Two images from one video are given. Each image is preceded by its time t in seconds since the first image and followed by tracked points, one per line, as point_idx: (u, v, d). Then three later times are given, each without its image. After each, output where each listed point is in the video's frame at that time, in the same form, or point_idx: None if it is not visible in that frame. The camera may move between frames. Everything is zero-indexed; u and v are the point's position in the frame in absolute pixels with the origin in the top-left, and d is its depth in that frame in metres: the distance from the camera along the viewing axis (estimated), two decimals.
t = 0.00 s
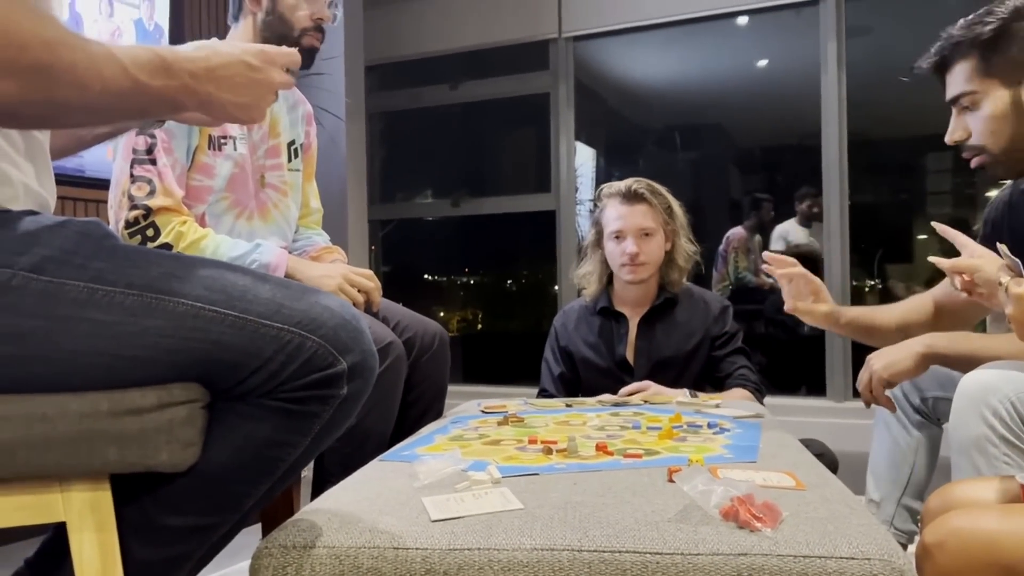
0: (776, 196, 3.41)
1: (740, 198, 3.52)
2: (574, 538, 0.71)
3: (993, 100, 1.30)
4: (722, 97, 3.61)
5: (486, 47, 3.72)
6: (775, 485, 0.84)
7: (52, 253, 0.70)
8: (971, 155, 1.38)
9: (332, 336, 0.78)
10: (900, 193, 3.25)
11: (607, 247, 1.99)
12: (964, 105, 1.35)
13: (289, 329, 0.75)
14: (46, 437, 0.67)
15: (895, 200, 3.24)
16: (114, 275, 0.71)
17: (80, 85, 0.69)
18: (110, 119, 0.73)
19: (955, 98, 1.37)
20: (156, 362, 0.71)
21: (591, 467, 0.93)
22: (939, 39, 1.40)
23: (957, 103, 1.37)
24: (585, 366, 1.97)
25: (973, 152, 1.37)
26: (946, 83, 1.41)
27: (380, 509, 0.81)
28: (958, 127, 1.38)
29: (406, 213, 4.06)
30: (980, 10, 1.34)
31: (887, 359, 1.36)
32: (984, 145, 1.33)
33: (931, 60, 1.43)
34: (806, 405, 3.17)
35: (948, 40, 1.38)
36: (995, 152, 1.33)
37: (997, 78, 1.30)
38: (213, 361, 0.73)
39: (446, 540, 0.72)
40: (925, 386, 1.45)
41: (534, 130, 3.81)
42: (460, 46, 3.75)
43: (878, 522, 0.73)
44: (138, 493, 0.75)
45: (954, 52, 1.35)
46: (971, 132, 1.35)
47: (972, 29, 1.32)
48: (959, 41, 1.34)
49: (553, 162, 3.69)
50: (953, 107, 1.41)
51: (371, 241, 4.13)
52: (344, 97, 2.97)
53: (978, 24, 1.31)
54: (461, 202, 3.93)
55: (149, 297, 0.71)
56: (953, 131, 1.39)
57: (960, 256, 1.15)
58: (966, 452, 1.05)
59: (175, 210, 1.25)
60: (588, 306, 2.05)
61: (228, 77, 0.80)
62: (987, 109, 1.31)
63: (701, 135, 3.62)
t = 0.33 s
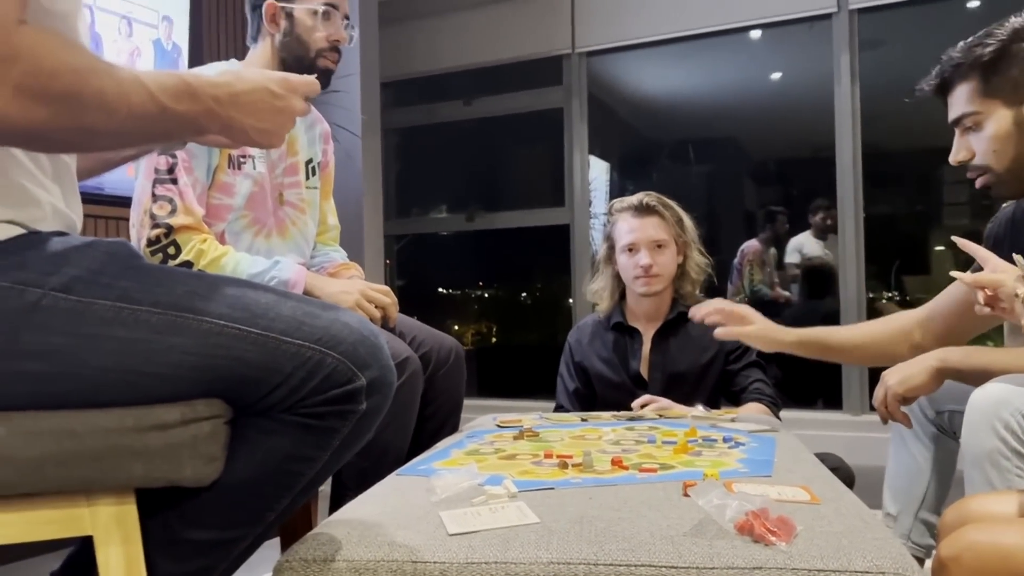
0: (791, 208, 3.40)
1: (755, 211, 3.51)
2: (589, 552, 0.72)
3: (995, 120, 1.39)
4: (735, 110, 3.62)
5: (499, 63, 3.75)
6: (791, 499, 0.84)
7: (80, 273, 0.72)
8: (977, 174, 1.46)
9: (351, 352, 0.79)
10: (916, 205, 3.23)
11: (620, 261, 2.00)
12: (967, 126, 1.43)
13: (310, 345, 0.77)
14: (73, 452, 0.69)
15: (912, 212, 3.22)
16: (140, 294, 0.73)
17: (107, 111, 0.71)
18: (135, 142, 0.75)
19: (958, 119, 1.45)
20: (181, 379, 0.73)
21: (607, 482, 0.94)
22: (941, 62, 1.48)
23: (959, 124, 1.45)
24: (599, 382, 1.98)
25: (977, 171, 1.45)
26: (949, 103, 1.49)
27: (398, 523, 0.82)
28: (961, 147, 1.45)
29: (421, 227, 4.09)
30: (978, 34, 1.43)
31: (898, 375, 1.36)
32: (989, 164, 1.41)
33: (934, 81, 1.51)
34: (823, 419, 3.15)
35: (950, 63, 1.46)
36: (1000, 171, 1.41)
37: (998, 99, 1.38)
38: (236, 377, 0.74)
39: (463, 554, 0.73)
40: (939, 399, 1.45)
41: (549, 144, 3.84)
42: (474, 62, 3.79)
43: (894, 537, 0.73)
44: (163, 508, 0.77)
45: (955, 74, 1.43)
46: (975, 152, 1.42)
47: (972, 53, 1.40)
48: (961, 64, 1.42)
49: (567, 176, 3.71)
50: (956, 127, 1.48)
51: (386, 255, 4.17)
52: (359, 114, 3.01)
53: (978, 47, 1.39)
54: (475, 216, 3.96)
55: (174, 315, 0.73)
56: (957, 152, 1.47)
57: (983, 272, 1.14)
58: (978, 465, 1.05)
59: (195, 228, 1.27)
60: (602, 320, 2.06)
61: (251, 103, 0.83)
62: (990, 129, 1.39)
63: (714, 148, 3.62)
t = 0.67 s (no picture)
0: (814, 224, 3.39)
1: (778, 226, 3.50)
2: (614, 569, 0.72)
3: (1017, 136, 1.41)
4: (756, 126, 3.62)
5: (521, 82, 3.79)
6: (815, 517, 0.84)
7: (118, 294, 0.74)
8: (993, 192, 1.49)
9: (380, 371, 0.81)
10: (941, 220, 3.20)
11: (640, 278, 2.01)
12: (987, 142, 1.46)
13: (340, 365, 0.79)
14: (111, 469, 0.71)
15: (938, 226, 3.19)
16: (176, 314, 0.75)
17: (145, 138, 0.74)
18: (171, 167, 0.78)
19: (977, 134, 1.47)
20: (215, 398, 0.75)
21: (632, 499, 0.95)
22: (959, 79, 1.51)
23: (978, 140, 1.48)
24: (621, 401, 1.98)
25: (995, 188, 1.48)
26: (965, 121, 1.53)
27: (425, 539, 0.83)
28: (978, 164, 1.48)
29: (443, 244, 4.14)
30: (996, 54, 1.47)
31: (923, 397, 1.42)
32: (1008, 181, 1.44)
33: (950, 98, 1.54)
34: (849, 436, 3.11)
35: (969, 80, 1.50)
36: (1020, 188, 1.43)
37: (1020, 116, 1.41)
38: (270, 395, 0.76)
39: (490, 570, 0.74)
40: (966, 417, 1.44)
41: (570, 162, 3.86)
42: (496, 82, 3.84)
43: (919, 554, 0.73)
44: (197, 524, 0.79)
45: (975, 91, 1.47)
46: (993, 168, 1.45)
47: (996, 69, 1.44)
48: (983, 80, 1.45)
49: (589, 193, 3.73)
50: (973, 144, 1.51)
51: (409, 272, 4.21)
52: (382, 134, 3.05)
53: (1002, 64, 1.43)
54: (498, 233, 3.99)
55: (209, 335, 0.75)
56: (974, 167, 1.50)
57: (1001, 289, 1.13)
58: (1002, 484, 1.04)
59: (225, 249, 1.30)
60: (623, 338, 2.07)
61: (281, 128, 0.85)
62: (1011, 145, 1.42)
63: (736, 164, 3.62)
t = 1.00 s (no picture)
0: (846, 243, 3.35)
1: (809, 245, 3.48)
2: None
3: None
4: (787, 145, 3.62)
5: (549, 104, 3.83)
6: (849, 538, 0.84)
7: (164, 318, 0.77)
8: None
9: (416, 392, 0.83)
10: (976, 237, 3.15)
11: (667, 298, 2.01)
12: (1018, 163, 1.46)
13: (378, 386, 0.81)
14: (157, 486, 0.74)
15: (973, 244, 3.14)
16: (220, 337, 0.78)
17: (191, 168, 0.77)
18: (215, 195, 0.82)
19: (1009, 155, 1.47)
20: (258, 418, 0.78)
21: (664, 520, 0.95)
22: (987, 102, 1.52)
23: (1008, 162, 1.48)
24: (650, 422, 1.97)
25: None
26: (993, 144, 1.53)
27: (460, 558, 0.84)
28: (1010, 187, 1.47)
29: (472, 264, 4.18)
30: None
31: (957, 418, 1.39)
32: None
33: (978, 121, 1.54)
34: (884, 456, 3.06)
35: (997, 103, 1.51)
36: None
37: None
38: (310, 415, 0.79)
39: None
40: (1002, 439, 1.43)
41: (599, 181, 3.88)
42: (525, 104, 3.88)
43: None
44: (239, 541, 0.81)
45: (1005, 112, 1.47)
46: None
47: None
48: (1013, 102, 1.46)
49: (617, 212, 3.75)
50: (1001, 167, 1.51)
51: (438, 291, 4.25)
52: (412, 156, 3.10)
53: None
54: (528, 253, 4.01)
55: (252, 357, 0.78)
56: (1003, 190, 1.48)
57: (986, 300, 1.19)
58: None
59: (263, 272, 1.34)
60: (652, 358, 2.07)
61: (319, 156, 0.88)
62: None
63: (766, 182, 3.62)
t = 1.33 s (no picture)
0: (889, 263, 3.30)
1: (851, 264, 3.42)
2: None
3: None
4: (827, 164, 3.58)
5: (586, 125, 3.87)
6: (897, 561, 0.83)
7: (222, 338, 0.81)
8: None
9: (462, 411, 0.85)
10: None
11: (705, 319, 2.01)
12: None
13: (425, 406, 0.83)
14: (214, 501, 0.77)
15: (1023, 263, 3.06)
16: (275, 357, 0.81)
17: (249, 193, 0.81)
18: (271, 218, 0.85)
19: None
20: (310, 436, 0.80)
21: (707, 540, 0.95)
22: None
23: None
24: (690, 444, 1.96)
25: None
26: None
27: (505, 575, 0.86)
28: None
29: (510, 284, 4.21)
30: None
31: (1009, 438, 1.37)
32: None
33: None
34: (932, 480, 2.98)
35: None
36: None
37: None
38: (361, 434, 0.82)
39: None
40: None
41: (636, 201, 3.89)
42: (563, 126, 3.92)
43: None
44: (293, 556, 0.85)
45: None
46: None
47: None
48: None
49: (655, 232, 3.75)
50: None
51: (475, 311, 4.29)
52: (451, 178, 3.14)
53: None
54: (564, 272, 4.06)
55: (305, 377, 0.81)
56: None
57: None
58: None
59: (310, 293, 1.38)
60: (691, 379, 2.06)
61: (370, 178, 0.92)
62: None
63: (804, 202, 3.56)
